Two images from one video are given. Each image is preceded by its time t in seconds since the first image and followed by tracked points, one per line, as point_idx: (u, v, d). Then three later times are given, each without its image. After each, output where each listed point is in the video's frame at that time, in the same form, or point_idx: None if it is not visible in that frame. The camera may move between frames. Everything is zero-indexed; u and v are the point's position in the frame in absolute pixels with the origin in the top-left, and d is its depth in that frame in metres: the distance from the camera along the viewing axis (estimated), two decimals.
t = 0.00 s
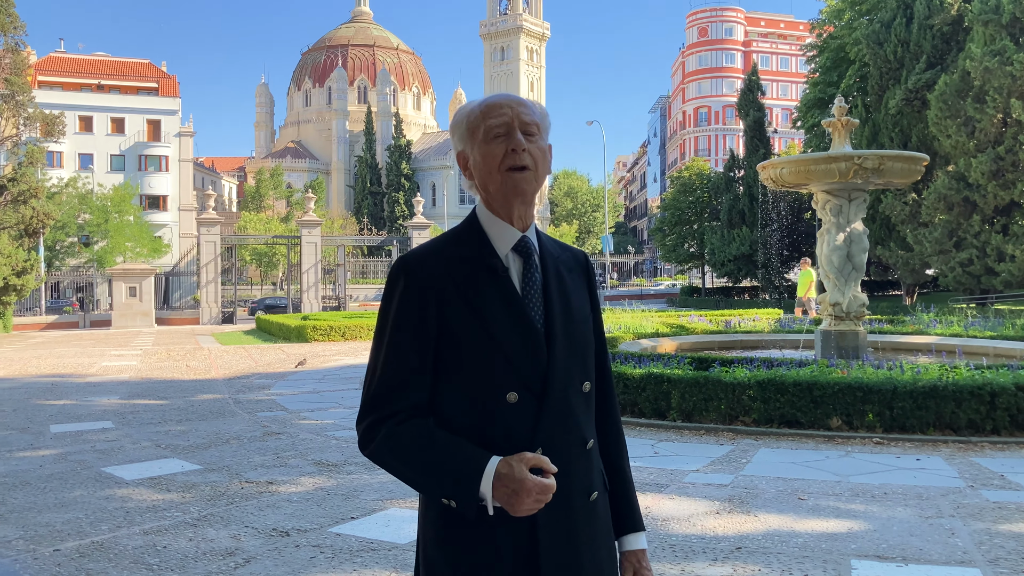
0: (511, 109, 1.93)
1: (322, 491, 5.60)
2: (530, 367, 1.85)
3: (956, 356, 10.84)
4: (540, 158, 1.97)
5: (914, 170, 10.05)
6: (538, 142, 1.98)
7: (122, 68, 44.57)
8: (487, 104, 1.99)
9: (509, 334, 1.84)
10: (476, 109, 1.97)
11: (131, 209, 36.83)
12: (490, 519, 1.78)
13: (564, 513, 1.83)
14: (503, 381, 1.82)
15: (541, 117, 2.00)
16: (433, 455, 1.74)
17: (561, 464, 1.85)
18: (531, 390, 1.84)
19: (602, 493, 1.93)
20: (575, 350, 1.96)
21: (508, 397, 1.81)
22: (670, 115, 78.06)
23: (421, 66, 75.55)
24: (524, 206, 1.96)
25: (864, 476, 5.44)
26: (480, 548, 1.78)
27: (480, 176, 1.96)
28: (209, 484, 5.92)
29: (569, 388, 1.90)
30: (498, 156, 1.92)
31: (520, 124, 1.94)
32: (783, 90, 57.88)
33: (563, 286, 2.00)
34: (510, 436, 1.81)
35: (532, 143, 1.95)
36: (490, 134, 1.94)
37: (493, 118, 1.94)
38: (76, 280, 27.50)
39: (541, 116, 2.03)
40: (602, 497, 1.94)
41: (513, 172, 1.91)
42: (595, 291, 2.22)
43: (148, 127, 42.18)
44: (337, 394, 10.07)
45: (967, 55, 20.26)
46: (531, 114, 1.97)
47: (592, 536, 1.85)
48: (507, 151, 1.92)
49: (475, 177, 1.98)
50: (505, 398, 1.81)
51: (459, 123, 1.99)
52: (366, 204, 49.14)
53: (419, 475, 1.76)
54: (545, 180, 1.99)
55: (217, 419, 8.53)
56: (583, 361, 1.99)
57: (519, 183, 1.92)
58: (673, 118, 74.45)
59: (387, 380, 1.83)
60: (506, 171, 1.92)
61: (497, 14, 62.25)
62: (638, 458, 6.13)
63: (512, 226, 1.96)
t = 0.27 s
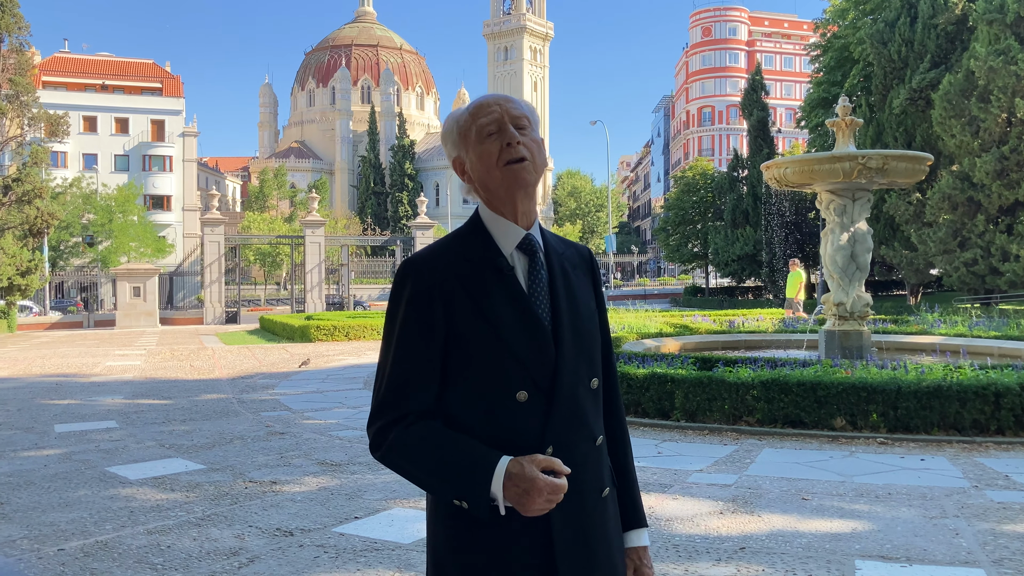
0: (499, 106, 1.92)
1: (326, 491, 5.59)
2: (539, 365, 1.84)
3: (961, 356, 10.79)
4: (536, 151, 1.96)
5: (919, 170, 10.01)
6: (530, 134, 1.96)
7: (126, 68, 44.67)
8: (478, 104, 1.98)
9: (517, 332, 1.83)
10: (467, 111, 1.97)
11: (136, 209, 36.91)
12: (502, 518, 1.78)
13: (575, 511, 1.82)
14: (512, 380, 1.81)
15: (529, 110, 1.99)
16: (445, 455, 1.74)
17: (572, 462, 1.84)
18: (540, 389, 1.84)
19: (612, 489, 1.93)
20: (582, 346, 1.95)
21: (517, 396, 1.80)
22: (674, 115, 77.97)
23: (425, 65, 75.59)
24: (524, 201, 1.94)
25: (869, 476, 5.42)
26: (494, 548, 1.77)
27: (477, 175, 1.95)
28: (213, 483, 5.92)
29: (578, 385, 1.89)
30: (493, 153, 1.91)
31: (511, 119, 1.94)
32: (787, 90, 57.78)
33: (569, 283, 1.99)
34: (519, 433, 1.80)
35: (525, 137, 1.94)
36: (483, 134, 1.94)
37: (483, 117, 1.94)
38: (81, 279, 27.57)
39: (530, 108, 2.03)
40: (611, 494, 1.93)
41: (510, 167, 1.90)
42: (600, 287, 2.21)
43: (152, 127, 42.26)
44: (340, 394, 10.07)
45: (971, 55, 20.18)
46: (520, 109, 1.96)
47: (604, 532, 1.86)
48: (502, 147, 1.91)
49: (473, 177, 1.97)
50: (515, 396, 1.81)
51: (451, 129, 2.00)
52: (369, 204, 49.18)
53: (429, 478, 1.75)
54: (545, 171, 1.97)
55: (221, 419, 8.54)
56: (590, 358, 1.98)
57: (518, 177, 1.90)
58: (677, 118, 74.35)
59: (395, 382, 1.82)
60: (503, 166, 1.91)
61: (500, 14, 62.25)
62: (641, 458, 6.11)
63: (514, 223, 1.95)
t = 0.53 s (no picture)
0: (503, 109, 1.92)
1: (328, 491, 5.59)
2: (544, 367, 1.83)
3: (963, 355, 10.76)
4: (539, 154, 1.96)
5: (921, 169, 9.98)
6: (533, 137, 1.96)
7: (128, 69, 44.73)
8: (481, 105, 1.98)
9: (523, 335, 1.83)
10: (470, 112, 1.96)
11: (138, 209, 36.96)
12: (509, 520, 1.77)
13: (581, 512, 1.82)
14: (517, 382, 1.81)
15: (533, 113, 1.99)
16: (451, 459, 1.73)
17: (577, 462, 1.85)
18: (545, 391, 1.84)
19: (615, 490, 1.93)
20: (586, 347, 1.95)
21: (523, 399, 1.80)
22: (676, 114, 77.91)
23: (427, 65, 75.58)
24: (527, 204, 1.94)
25: (871, 476, 5.41)
26: (501, 551, 1.77)
27: (480, 176, 1.95)
28: (216, 483, 5.92)
29: (582, 388, 1.89)
30: (496, 156, 1.92)
31: (515, 122, 1.93)
32: (789, 90, 57.73)
33: (571, 284, 1.99)
34: (526, 434, 1.80)
35: (528, 140, 1.94)
36: (486, 136, 1.93)
37: (486, 120, 1.93)
38: (83, 279, 27.60)
39: (532, 110, 2.02)
40: (616, 495, 1.93)
41: (513, 172, 1.90)
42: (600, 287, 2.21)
43: (155, 127, 42.30)
44: (342, 394, 10.07)
45: (974, 54, 20.14)
46: (524, 112, 1.96)
47: (609, 533, 1.86)
48: (505, 152, 1.91)
49: (475, 179, 1.97)
50: (520, 399, 1.80)
51: (453, 128, 1.99)
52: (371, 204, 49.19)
53: (434, 482, 1.74)
54: (547, 175, 1.97)
55: (223, 419, 8.54)
56: (592, 358, 1.98)
57: (520, 181, 1.90)
58: (679, 118, 74.29)
59: (400, 385, 1.81)
60: (506, 171, 1.91)
61: (502, 14, 62.22)
62: (643, 458, 6.10)
63: (517, 225, 1.95)
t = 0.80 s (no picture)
0: (505, 111, 1.92)
1: (328, 491, 5.59)
2: (543, 366, 1.84)
3: (963, 355, 10.75)
4: (540, 156, 1.96)
5: (921, 169, 9.97)
6: (536, 138, 1.96)
7: (128, 69, 44.76)
8: (485, 103, 1.98)
9: (522, 336, 1.82)
10: (474, 110, 1.97)
11: (138, 209, 36.97)
12: (510, 521, 1.77)
13: (580, 513, 1.82)
14: (518, 382, 1.81)
15: (535, 114, 1.99)
16: (451, 460, 1.73)
17: (577, 462, 1.85)
18: (545, 391, 1.84)
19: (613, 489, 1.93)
20: (585, 348, 1.95)
21: (524, 398, 1.80)
22: (676, 114, 77.87)
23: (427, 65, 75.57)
24: (527, 206, 1.95)
25: (871, 475, 5.41)
26: (501, 550, 1.77)
27: (480, 177, 1.96)
28: (216, 484, 5.92)
29: (581, 389, 1.89)
30: (497, 157, 1.91)
31: (517, 123, 1.93)
32: (789, 90, 57.73)
33: (569, 285, 1.99)
34: (525, 435, 1.80)
35: (529, 143, 1.94)
36: (488, 137, 1.94)
37: (487, 121, 1.93)
38: (83, 279, 27.59)
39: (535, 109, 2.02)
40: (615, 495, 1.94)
41: (514, 174, 1.90)
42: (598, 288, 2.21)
43: (155, 127, 42.29)
44: (342, 394, 10.06)
45: (974, 54, 20.12)
46: (526, 113, 1.96)
47: (608, 533, 1.86)
48: (506, 154, 1.91)
49: (475, 178, 1.97)
50: (520, 399, 1.80)
51: (454, 128, 2.00)
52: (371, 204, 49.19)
53: (435, 484, 1.74)
54: (547, 178, 1.98)
55: (223, 419, 8.54)
56: (592, 358, 1.97)
57: (522, 184, 1.91)
58: (679, 118, 74.28)
59: (399, 385, 1.81)
60: (506, 173, 1.91)
61: (502, 14, 62.22)
62: (643, 458, 6.10)
63: (517, 226, 1.95)
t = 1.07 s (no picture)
0: (505, 111, 1.92)
1: (328, 491, 5.59)
2: (541, 365, 1.84)
3: (963, 355, 10.75)
4: (539, 158, 1.95)
5: (921, 169, 9.97)
6: (534, 139, 1.96)
7: (128, 68, 44.75)
8: (485, 104, 1.97)
9: (521, 335, 1.83)
10: (471, 110, 1.96)
11: (138, 209, 36.99)
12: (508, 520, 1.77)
13: (578, 512, 1.82)
14: (517, 382, 1.81)
15: (534, 115, 1.99)
16: (450, 458, 1.73)
17: (574, 462, 1.85)
18: (543, 390, 1.84)
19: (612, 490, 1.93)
20: (583, 347, 1.95)
21: (522, 398, 1.80)
22: (676, 114, 77.85)
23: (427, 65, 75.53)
24: (526, 207, 1.95)
25: (871, 475, 5.41)
26: (498, 549, 1.77)
27: (479, 178, 1.96)
28: (215, 483, 5.92)
29: (579, 388, 1.89)
30: (496, 158, 1.91)
31: (516, 125, 1.94)
32: (788, 90, 57.73)
33: (566, 285, 1.99)
34: (524, 435, 1.80)
35: (528, 144, 1.94)
36: (487, 138, 1.94)
37: (487, 122, 1.93)
38: (83, 279, 27.59)
39: (533, 110, 2.02)
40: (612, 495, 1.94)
41: (513, 175, 1.90)
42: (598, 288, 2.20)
43: (154, 127, 42.26)
44: (342, 394, 10.06)
45: (973, 54, 20.11)
46: (525, 115, 1.96)
47: (605, 533, 1.86)
48: (506, 154, 1.91)
49: (474, 179, 1.97)
50: (519, 398, 1.80)
51: (453, 128, 1.99)
52: (371, 204, 49.18)
53: (434, 483, 1.74)
54: (547, 180, 1.98)
55: (223, 419, 8.54)
56: (590, 359, 1.98)
57: (520, 186, 1.91)
58: (679, 117, 74.29)
59: (397, 383, 1.81)
60: (506, 175, 1.91)
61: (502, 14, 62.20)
62: (642, 458, 6.09)
63: (516, 226, 1.95)
